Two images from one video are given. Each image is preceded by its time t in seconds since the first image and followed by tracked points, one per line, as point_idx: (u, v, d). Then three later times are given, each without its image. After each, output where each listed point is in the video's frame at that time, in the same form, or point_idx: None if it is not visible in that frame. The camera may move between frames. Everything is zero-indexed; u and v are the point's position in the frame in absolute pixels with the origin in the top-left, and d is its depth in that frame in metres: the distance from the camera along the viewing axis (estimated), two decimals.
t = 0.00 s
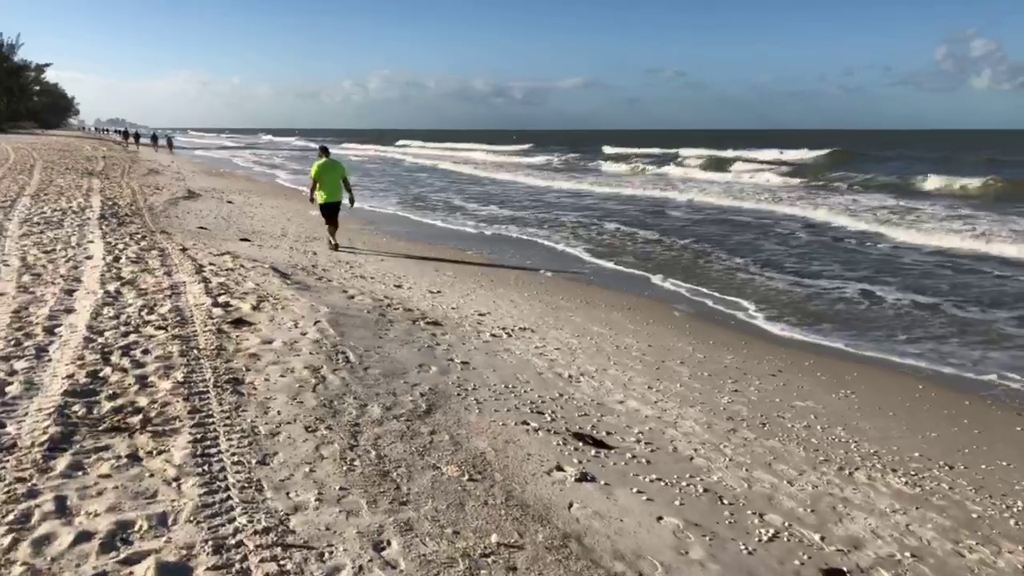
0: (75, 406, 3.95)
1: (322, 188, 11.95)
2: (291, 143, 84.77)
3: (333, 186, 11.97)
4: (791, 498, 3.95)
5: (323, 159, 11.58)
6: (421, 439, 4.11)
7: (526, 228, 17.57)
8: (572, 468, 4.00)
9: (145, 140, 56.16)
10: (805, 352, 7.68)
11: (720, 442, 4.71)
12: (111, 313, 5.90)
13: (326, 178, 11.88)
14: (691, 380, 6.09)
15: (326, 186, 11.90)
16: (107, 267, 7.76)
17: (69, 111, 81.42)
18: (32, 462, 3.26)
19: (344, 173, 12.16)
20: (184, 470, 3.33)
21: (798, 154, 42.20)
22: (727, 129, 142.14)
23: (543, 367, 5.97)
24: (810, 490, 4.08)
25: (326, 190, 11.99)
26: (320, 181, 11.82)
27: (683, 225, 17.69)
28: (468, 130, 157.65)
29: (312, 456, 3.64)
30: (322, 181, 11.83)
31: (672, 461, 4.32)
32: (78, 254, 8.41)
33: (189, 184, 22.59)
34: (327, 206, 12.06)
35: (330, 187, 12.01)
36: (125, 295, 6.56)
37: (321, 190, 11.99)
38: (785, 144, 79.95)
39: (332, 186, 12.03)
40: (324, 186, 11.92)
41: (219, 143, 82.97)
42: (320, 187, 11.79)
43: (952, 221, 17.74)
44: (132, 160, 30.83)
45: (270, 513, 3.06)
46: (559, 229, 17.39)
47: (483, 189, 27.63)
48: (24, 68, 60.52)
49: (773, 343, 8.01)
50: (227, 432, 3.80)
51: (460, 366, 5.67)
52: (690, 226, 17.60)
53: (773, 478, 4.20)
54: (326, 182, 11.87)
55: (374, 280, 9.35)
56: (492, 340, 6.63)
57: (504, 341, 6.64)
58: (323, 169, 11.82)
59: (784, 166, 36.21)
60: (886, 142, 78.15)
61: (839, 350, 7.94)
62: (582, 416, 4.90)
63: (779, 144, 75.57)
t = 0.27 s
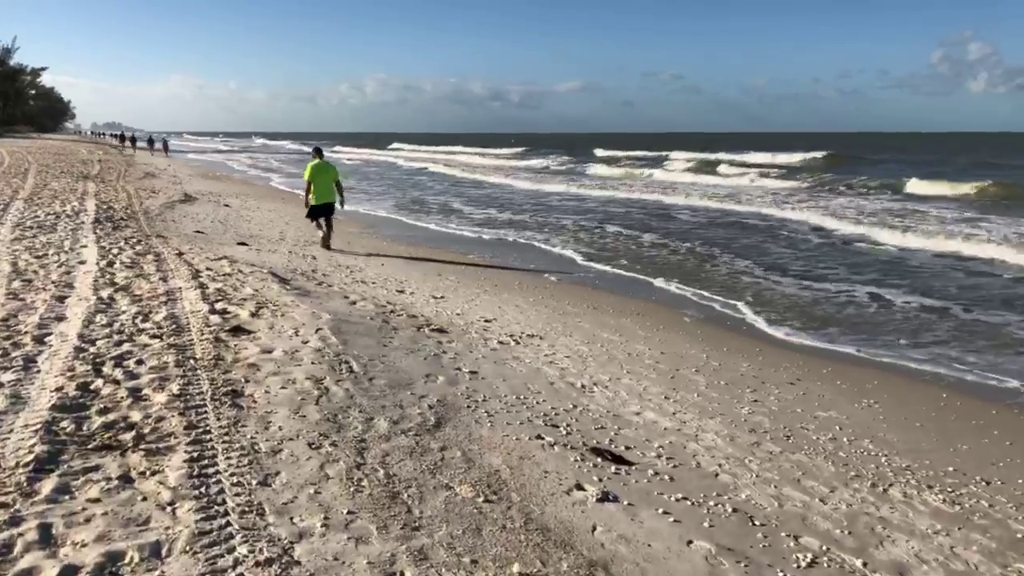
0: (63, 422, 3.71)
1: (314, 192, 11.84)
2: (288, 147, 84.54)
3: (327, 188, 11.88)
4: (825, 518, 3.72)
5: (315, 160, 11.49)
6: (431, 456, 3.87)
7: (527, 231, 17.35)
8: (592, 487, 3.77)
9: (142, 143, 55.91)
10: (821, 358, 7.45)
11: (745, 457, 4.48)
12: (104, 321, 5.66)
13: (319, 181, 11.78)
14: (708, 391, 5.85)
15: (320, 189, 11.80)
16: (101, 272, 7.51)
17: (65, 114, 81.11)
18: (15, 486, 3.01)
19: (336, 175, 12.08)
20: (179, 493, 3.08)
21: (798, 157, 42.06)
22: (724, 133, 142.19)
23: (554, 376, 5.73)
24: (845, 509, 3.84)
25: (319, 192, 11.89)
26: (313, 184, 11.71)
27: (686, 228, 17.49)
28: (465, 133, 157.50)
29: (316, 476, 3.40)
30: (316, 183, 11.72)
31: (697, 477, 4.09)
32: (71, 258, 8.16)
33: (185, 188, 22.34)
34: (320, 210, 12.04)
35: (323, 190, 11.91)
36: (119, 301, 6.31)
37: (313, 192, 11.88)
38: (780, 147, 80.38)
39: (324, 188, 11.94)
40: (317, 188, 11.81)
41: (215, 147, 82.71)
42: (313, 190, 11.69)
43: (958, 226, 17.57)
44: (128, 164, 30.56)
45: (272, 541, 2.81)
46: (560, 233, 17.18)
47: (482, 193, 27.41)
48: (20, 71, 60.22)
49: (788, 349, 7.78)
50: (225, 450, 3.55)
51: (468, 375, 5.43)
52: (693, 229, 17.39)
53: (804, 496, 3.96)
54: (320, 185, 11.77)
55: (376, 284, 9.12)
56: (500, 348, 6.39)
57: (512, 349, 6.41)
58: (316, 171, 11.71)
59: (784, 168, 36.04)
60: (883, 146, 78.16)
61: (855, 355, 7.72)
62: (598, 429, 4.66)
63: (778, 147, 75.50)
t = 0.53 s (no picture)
0: (63, 434, 3.51)
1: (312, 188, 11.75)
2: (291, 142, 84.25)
3: (325, 185, 11.77)
4: (869, 538, 3.51)
5: (314, 157, 11.38)
6: (450, 471, 3.66)
7: (534, 229, 17.12)
8: (622, 504, 3.56)
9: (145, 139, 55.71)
10: (844, 361, 7.23)
11: (778, 469, 4.27)
12: (106, 323, 5.46)
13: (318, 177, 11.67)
14: (732, 397, 5.64)
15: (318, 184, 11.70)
16: (102, 271, 7.31)
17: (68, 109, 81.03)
18: (11, 507, 2.81)
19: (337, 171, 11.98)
20: (186, 515, 2.88)
21: (805, 153, 41.74)
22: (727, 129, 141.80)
23: (572, 382, 5.53)
24: (890, 529, 3.63)
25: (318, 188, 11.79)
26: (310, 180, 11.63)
27: (695, 226, 17.25)
28: (468, 129, 157.04)
29: (331, 494, 3.20)
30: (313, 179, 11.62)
31: (729, 493, 3.88)
32: (72, 257, 7.96)
33: (189, 184, 22.13)
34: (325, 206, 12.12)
35: (322, 186, 11.81)
36: (121, 303, 6.10)
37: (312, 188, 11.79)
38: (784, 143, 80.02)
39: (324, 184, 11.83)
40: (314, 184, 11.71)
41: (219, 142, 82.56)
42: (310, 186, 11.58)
43: (971, 225, 17.32)
44: (131, 160, 30.35)
45: (285, 570, 2.61)
46: (568, 230, 16.96)
47: (488, 190, 27.24)
48: (23, 66, 60.01)
49: (809, 351, 7.56)
50: (233, 466, 3.35)
51: (484, 381, 5.22)
52: (702, 226, 17.16)
53: (845, 513, 3.75)
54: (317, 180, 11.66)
55: (384, 284, 8.91)
56: (515, 352, 6.18)
57: (528, 353, 6.20)
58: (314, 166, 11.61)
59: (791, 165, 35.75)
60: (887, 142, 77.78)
61: (878, 357, 7.49)
62: (623, 440, 4.46)
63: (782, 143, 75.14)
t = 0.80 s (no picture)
0: (57, 455, 3.30)
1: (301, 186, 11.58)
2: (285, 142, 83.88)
3: (314, 183, 11.60)
4: (912, 565, 3.33)
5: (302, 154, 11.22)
6: (467, 492, 3.47)
7: (534, 231, 16.92)
8: (651, 528, 3.37)
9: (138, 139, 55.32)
10: (860, 368, 7.06)
11: (807, 487, 4.09)
12: (102, 332, 5.25)
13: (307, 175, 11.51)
14: (751, 408, 5.46)
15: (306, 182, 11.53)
16: (96, 276, 7.09)
17: (60, 109, 80.47)
18: (2, 539, 2.61)
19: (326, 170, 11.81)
20: (191, 547, 2.68)
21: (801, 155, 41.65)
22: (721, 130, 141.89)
23: (587, 392, 5.34)
24: (932, 553, 3.45)
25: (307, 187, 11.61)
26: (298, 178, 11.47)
27: (696, 228, 17.08)
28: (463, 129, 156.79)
29: (345, 522, 3.00)
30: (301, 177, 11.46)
31: (761, 514, 3.70)
32: (64, 261, 7.73)
33: (183, 185, 21.85)
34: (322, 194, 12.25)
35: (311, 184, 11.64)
36: (117, 310, 5.88)
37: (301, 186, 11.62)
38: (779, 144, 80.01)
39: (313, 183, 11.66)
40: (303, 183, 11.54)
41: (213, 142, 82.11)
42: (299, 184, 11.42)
43: (973, 230, 17.19)
44: (123, 160, 30.03)
45: None
46: (569, 232, 16.77)
47: (486, 191, 27.03)
48: (14, 65, 59.49)
49: (823, 358, 7.38)
50: (240, 490, 3.15)
51: (496, 392, 5.03)
52: (703, 228, 16.99)
53: (882, 537, 3.57)
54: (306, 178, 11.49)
55: (385, 288, 8.70)
56: (525, 360, 5.99)
57: (538, 361, 6.01)
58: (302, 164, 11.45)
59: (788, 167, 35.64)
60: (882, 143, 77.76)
61: (894, 364, 7.32)
62: (645, 456, 4.27)
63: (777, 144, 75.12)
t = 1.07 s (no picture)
0: (36, 478, 3.07)
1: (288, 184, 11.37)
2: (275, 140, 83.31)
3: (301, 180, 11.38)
4: None
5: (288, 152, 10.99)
6: (477, 512, 3.26)
7: (528, 229, 16.72)
8: (673, 549, 3.18)
9: (126, 138, 54.83)
10: (870, 369, 6.90)
11: (830, 499, 3.91)
12: (88, 340, 5.01)
13: (293, 173, 11.28)
14: (765, 413, 5.27)
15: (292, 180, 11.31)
16: (81, 280, 6.84)
17: (46, 108, 79.66)
18: None
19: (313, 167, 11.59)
20: None
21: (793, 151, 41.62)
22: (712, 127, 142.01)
23: (595, 399, 5.14)
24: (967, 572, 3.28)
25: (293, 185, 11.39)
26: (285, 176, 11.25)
27: (693, 225, 16.92)
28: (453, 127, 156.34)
29: (349, 549, 2.79)
30: (288, 175, 11.24)
31: (785, 531, 3.51)
32: (48, 264, 7.47)
33: (172, 184, 21.54)
34: (312, 181, 12.15)
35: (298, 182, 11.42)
36: (103, 316, 5.65)
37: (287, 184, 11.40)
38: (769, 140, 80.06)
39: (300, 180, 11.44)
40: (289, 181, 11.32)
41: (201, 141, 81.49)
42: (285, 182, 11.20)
43: (970, 227, 17.08)
44: (111, 159, 29.64)
45: None
46: (564, 230, 16.57)
47: (478, 189, 26.81)
48: None
49: (831, 358, 7.21)
50: (236, 515, 2.93)
51: (501, 400, 4.83)
52: (699, 226, 16.83)
53: (914, 554, 3.40)
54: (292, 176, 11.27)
55: (381, 290, 8.48)
56: (529, 365, 5.79)
57: (543, 366, 5.81)
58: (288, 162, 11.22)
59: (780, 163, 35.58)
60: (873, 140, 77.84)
61: (904, 362, 7.15)
62: (660, 468, 4.08)
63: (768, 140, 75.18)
